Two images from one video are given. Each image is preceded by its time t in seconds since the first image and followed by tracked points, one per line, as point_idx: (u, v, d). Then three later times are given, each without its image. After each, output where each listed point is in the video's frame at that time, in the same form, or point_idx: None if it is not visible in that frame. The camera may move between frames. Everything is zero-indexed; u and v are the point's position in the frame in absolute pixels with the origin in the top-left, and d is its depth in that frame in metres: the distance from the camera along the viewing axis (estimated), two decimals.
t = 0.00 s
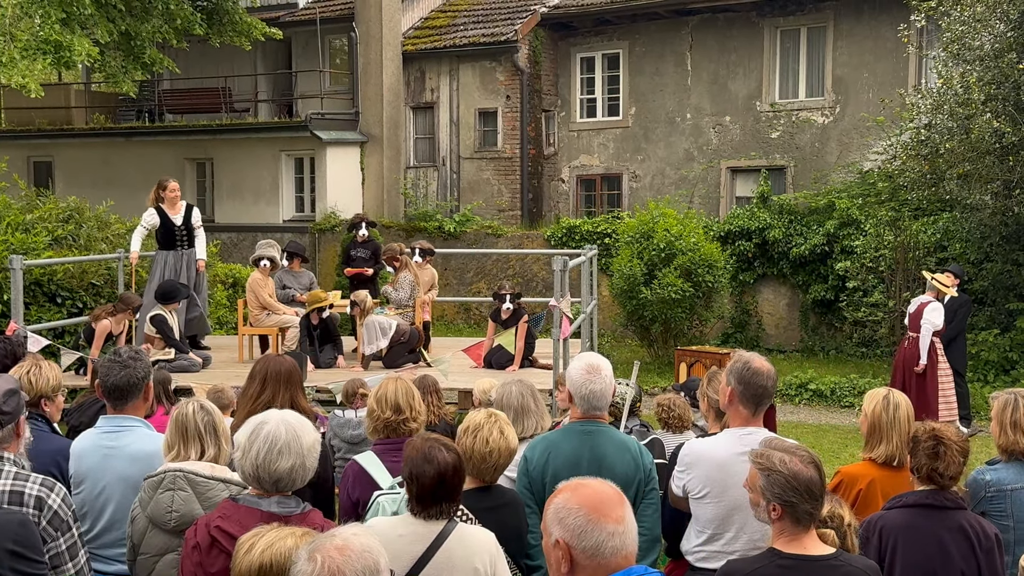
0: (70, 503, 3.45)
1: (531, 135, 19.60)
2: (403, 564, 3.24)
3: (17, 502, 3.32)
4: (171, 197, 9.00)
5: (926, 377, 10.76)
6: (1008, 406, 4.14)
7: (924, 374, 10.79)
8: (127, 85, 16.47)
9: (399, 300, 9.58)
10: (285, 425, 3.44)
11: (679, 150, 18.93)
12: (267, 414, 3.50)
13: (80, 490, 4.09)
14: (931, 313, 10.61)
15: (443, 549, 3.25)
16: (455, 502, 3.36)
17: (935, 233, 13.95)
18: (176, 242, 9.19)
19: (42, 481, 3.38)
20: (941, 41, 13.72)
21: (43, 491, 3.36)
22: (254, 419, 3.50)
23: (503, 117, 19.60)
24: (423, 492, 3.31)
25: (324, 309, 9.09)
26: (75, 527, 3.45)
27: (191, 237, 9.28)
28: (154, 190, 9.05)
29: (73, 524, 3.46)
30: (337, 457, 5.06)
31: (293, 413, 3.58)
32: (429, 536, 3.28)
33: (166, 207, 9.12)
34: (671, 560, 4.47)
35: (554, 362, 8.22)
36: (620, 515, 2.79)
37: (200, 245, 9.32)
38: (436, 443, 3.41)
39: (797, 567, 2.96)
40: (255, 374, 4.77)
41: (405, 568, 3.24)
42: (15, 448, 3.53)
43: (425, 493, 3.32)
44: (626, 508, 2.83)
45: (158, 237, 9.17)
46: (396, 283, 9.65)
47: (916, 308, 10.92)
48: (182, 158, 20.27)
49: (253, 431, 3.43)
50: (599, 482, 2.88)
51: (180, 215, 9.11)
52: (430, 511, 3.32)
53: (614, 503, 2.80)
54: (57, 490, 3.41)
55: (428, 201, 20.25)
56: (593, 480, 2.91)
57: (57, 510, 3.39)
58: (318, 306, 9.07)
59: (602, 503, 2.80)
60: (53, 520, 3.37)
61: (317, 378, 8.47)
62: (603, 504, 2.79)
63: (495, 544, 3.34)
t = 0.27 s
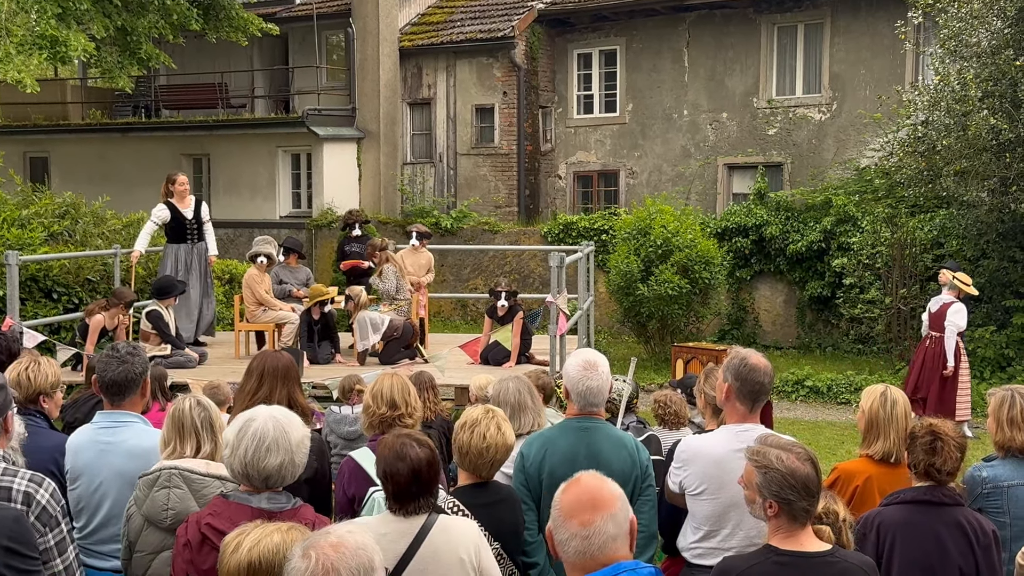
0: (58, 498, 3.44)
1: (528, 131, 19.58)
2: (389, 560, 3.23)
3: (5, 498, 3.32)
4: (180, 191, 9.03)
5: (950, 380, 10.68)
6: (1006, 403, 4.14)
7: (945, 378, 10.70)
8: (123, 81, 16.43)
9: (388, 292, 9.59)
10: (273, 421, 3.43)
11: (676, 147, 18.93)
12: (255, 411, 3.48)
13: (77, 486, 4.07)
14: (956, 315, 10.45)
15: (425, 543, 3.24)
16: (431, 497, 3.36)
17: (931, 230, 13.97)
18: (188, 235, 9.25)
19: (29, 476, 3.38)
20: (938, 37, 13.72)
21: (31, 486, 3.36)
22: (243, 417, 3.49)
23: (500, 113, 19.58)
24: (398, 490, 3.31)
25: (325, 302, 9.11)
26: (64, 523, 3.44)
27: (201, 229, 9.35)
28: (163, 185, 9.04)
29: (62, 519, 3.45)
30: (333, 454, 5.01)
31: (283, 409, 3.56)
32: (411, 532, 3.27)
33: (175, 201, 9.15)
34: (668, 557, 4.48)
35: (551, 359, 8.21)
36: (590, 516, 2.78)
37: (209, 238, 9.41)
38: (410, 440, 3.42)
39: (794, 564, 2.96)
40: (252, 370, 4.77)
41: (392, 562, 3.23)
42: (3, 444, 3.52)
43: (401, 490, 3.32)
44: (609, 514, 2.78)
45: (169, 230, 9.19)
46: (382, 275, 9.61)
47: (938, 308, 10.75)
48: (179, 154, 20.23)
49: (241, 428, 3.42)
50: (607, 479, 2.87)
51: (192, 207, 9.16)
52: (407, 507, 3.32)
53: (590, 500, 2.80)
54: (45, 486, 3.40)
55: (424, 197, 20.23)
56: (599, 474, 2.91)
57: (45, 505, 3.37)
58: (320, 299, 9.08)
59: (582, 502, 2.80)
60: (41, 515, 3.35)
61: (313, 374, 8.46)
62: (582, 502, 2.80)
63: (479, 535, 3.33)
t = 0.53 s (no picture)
0: (48, 492, 3.42)
1: (525, 126, 19.56)
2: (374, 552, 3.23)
3: None
4: (181, 186, 8.99)
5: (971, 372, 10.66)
6: (1001, 399, 4.15)
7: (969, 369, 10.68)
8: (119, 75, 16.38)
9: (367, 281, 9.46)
10: (262, 417, 3.40)
11: (673, 142, 18.92)
12: (245, 406, 3.46)
13: (72, 481, 4.07)
14: (974, 308, 10.42)
15: (411, 537, 3.24)
16: (416, 492, 3.34)
17: (928, 225, 14.02)
18: (188, 230, 9.22)
19: (18, 471, 3.36)
20: (936, 33, 13.72)
21: (19, 481, 3.34)
22: (233, 412, 3.47)
23: (496, 108, 19.58)
24: (384, 485, 3.30)
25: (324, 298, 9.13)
26: (55, 516, 3.43)
27: (201, 225, 9.33)
28: (164, 179, 9.02)
29: (53, 513, 3.43)
30: (329, 449, 5.00)
31: (274, 404, 3.53)
32: (395, 527, 3.27)
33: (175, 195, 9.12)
34: (664, 552, 4.48)
35: (548, 354, 8.21)
36: (578, 506, 2.79)
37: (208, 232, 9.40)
38: (395, 436, 3.40)
39: (789, 560, 2.96)
40: (250, 365, 4.77)
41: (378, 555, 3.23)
42: None
43: (385, 486, 3.31)
44: (598, 506, 2.77)
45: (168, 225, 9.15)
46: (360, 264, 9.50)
47: (953, 302, 10.69)
48: (175, 148, 20.18)
49: (230, 424, 3.40)
50: (615, 478, 2.85)
51: (193, 201, 9.14)
52: (393, 503, 3.31)
53: (587, 491, 2.81)
54: (35, 480, 3.38)
55: (421, 192, 20.19)
56: (614, 472, 2.89)
57: (34, 499, 3.35)
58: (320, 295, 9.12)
59: (582, 492, 2.82)
60: (31, 509, 3.34)
61: (310, 369, 8.45)
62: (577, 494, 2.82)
63: (466, 528, 3.33)
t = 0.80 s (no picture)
0: (38, 485, 3.42)
1: (522, 121, 19.55)
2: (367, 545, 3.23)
3: None
4: (179, 181, 9.01)
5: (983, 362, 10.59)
6: (999, 395, 4.15)
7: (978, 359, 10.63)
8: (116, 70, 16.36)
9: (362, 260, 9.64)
10: (262, 413, 3.39)
11: (671, 138, 18.93)
12: (246, 401, 3.46)
13: (69, 475, 4.07)
14: (982, 302, 10.51)
15: (405, 533, 3.23)
16: (413, 487, 3.33)
17: (925, 221, 14.09)
18: (185, 225, 9.22)
19: (9, 465, 3.34)
20: (933, 29, 13.72)
21: (9, 475, 3.33)
22: (234, 406, 3.48)
23: (494, 104, 19.58)
24: (380, 480, 3.29)
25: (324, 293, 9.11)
26: (45, 510, 3.43)
27: (198, 219, 9.34)
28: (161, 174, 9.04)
29: (43, 505, 3.43)
30: (327, 444, 5.00)
31: (275, 400, 3.53)
32: (388, 522, 3.27)
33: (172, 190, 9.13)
34: (661, 547, 4.48)
35: (545, 349, 8.21)
36: (568, 498, 2.80)
37: (205, 227, 9.40)
38: (394, 431, 3.38)
39: (785, 555, 2.96)
40: (249, 360, 4.77)
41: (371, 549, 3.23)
42: None
43: (381, 481, 3.30)
44: (586, 502, 2.76)
45: (166, 220, 9.15)
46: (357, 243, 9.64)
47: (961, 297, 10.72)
48: (172, 143, 20.15)
49: (230, 417, 3.41)
50: (612, 473, 2.81)
51: (190, 196, 9.14)
52: (387, 497, 3.30)
53: (578, 487, 2.81)
54: (24, 474, 3.37)
55: (418, 187, 20.18)
56: (623, 471, 2.85)
57: (25, 493, 3.34)
58: (320, 289, 9.10)
59: (575, 487, 2.81)
60: (22, 503, 3.33)
61: (307, 364, 8.44)
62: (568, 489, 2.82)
63: (460, 525, 3.33)
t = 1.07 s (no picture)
0: (36, 483, 3.50)
1: (520, 117, 19.58)
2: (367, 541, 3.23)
3: None
4: (178, 176, 9.03)
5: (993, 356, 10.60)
6: (996, 390, 4.16)
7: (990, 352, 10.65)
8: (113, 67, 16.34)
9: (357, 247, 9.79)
10: (267, 409, 3.39)
11: (669, 134, 18.93)
12: (252, 397, 3.46)
13: (68, 472, 4.06)
14: (992, 296, 10.48)
15: (408, 532, 3.22)
16: (421, 486, 3.36)
17: (924, 217, 13.93)
18: (184, 222, 9.22)
19: (7, 463, 3.42)
20: (931, 25, 13.72)
21: (8, 472, 3.41)
22: (241, 401, 3.49)
23: (492, 100, 19.58)
24: (388, 474, 3.33)
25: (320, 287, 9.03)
26: (43, 507, 3.51)
27: (197, 216, 9.35)
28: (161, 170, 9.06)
29: (41, 503, 3.50)
30: (325, 440, 5.00)
31: (283, 397, 3.53)
32: (394, 517, 3.27)
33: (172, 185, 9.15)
34: (659, 543, 4.49)
35: (543, 345, 8.21)
36: (557, 495, 2.81)
37: (204, 225, 9.40)
38: (407, 428, 3.43)
39: (783, 550, 2.97)
40: (249, 356, 4.77)
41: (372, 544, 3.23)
42: None
43: (389, 477, 3.34)
44: (573, 496, 2.77)
45: (164, 216, 9.16)
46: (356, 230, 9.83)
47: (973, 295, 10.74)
48: (169, 140, 20.13)
49: (236, 411, 3.42)
50: (600, 469, 2.81)
51: (189, 192, 9.16)
52: (393, 492, 3.33)
53: (566, 483, 2.81)
54: (22, 471, 3.45)
55: (416, 183, 20.17)
56: (610, 464, 2.86)
57: (22, 490, 3.42)
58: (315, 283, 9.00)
59: (564, 483, 2.82)
60: (20, 499, 3.40)
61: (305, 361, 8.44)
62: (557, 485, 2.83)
63: (464, 525, 3.31)
